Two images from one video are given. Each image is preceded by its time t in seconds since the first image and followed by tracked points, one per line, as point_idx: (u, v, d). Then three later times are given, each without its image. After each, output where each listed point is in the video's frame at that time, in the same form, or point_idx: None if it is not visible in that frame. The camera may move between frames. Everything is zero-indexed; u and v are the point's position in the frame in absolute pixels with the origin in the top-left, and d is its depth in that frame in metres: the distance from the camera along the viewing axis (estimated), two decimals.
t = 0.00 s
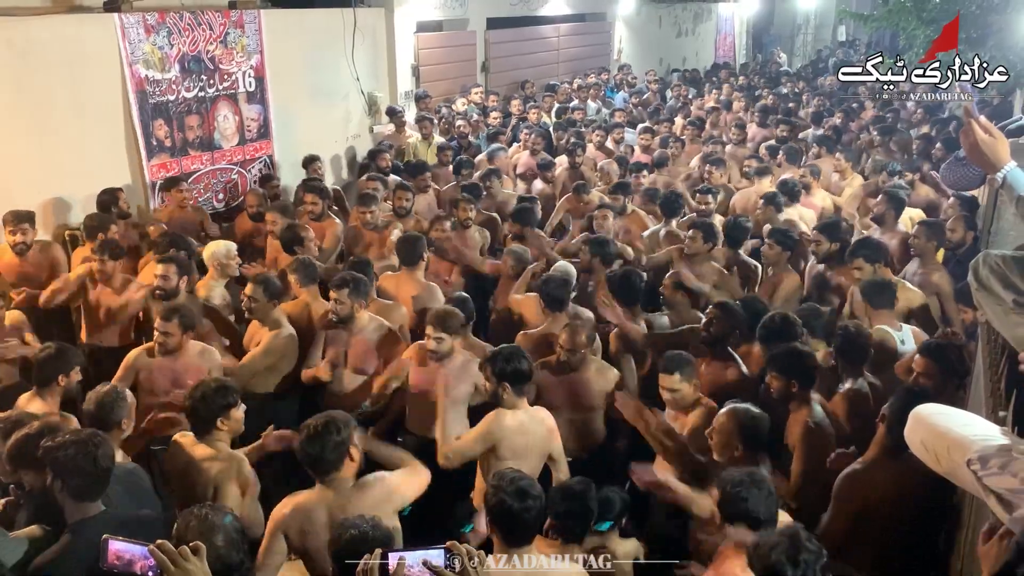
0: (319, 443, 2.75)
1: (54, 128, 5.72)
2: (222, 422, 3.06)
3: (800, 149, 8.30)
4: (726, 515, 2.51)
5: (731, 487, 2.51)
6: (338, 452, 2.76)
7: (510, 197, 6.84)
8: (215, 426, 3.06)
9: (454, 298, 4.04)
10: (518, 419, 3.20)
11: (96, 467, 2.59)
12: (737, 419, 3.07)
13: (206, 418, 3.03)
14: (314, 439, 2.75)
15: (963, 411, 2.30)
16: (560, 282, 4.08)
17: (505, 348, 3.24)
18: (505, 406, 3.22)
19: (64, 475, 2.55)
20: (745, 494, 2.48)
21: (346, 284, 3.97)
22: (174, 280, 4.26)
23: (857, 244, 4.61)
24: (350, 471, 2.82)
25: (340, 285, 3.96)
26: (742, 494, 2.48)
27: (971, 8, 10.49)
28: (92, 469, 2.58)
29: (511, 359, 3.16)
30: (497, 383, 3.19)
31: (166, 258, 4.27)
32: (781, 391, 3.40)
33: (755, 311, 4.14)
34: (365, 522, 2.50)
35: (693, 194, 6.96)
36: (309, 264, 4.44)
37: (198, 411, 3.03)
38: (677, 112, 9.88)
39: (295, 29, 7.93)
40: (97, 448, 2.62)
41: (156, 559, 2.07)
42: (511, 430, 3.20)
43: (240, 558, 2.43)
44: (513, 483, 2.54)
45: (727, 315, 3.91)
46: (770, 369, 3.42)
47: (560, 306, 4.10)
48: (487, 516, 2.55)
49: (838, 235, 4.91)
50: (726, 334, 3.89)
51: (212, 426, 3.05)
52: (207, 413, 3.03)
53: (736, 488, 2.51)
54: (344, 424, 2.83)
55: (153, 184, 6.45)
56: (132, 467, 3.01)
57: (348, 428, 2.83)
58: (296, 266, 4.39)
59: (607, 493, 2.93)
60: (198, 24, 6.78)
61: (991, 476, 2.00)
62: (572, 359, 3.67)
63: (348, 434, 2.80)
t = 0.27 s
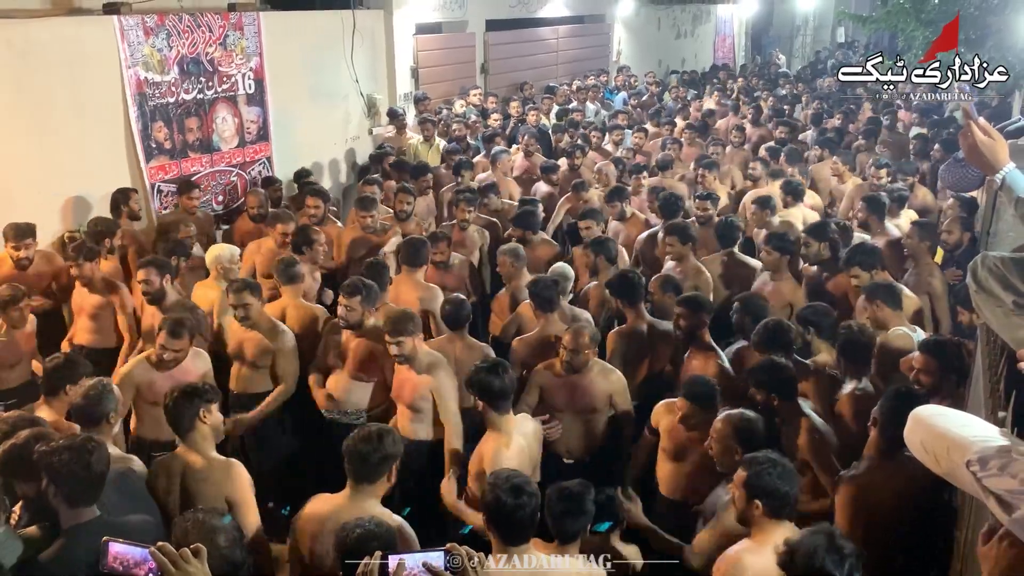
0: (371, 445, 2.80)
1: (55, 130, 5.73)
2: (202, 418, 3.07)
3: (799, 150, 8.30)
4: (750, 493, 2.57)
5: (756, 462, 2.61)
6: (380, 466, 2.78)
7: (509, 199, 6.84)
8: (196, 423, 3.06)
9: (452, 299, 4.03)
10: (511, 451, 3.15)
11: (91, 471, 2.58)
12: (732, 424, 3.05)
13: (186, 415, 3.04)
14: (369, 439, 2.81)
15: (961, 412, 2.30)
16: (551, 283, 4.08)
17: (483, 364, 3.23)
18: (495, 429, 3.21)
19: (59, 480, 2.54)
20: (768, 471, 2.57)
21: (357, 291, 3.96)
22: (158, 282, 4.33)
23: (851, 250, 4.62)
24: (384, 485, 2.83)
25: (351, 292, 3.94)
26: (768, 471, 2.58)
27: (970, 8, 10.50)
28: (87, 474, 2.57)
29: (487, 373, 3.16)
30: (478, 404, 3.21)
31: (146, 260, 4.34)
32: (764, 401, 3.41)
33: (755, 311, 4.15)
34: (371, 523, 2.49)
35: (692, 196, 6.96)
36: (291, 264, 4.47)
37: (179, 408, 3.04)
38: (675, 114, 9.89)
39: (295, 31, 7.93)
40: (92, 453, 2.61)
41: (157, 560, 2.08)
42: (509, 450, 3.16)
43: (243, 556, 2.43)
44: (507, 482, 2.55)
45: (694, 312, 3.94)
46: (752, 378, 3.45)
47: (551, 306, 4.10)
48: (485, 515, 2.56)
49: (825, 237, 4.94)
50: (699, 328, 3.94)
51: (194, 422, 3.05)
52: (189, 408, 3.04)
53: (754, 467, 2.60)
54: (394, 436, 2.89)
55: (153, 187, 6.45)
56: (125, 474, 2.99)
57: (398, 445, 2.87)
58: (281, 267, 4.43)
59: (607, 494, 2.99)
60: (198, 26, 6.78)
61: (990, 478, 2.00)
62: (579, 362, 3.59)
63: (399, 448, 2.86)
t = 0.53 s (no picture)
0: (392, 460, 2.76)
1: (55, 131, 5.73)
2: (196, 425, 3.05)
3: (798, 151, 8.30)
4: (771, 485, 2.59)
5: (779, 457, 2.62)
6: (403, 476, 2.76)
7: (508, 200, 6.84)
8: (191, 430, 3.04)
9: (453, 300, 4.03)
10: (501, 463, 3.16)
11: (82, 480, 2.57)
12: (732, 411, 3.02)
13: (179, 425, 3.00)
14: (390, 453, 2.76)
15: (959, 412, 2.29)
16: (551, 284, 4.09)
17: (468, 373, 3.20)
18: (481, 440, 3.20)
19: (50, 488, 2.53)
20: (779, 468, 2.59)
21: (370, 295, 3.92)
22: (153, 277, 4.37)
23: (863, 249, 4.60)
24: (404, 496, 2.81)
25: (363, 296, 3.90)
26: (789, 466, 2.60)
27: (969, 9, 10.51)
28: (78, 482, 2.57)
29: (475, 385, 3.12)
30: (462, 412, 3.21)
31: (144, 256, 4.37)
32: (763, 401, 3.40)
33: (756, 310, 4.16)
34: (379, 526, 2.50)
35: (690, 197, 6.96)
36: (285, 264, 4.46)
37: (170, 419, 2.99)
38: (674, 115, 9.89)
39: (293, 32, 7.93)
40: (83, 460, 2.60)
41: (157, 564, 2.07)
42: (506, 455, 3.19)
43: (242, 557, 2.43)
44: (510, 485, 2.54)
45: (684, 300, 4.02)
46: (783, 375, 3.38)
47: (551, 307, 4.10)
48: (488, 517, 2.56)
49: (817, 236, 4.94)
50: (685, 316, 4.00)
51: (188, 430, 3.03)
52: (182, 418, 3.00)
53: (778, 461, 2.61)
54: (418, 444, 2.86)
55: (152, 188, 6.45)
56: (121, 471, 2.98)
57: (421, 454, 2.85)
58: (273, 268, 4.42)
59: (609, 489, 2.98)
60: (197, 28, 6.79)
61: (988, 479, 1.99)
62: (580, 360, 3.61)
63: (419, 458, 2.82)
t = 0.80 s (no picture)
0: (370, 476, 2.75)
1: (55, 130, 5.74)
2: (202, 432, 3.02)
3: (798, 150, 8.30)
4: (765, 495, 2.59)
5: (775, 468, 2.61)
6: (379, 493, 2.75)
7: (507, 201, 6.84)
8: (196, 438, 3.01)
9: (460, 301, 4.04)
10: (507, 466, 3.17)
11: (74, 487, 2.55)
12: (729, 418, 3.02)
13: (186, 435, 2.98)
14: (373, 467, 2.77)
15: (959, 413, 2.29)
16: (554, 285, 4.08)
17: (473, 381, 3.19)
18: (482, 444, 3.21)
19: (41, 496, 2.52)
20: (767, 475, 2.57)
21: (370, 296, 3.89)
22: (158, 279, 4.39)
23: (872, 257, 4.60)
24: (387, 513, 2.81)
25: (364, 297, 3.88)
26: (782, 475, 2.59)
27: (969, 9, 10.51)
28: (70, 490, 2.55)
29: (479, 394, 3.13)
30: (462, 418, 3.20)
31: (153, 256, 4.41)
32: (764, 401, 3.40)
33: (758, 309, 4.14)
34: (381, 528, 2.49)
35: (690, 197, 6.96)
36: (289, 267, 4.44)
37: (175, 430, 2.97)
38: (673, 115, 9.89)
39: (293, 33, 7.93)
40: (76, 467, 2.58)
41: (159, 566, 2.07)
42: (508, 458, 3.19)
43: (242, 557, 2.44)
44: (521, 484, 2.54)
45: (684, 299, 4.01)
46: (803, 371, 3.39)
47: (553, 307, 4.10)
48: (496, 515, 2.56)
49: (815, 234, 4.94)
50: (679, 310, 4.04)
51: (193, 437, 3.00)
52: (186, 428, 2.97)
53: (775, 471, 2.60)
54: (397, 461, 2.85)
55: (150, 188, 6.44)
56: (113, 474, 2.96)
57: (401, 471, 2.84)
58: (275, 269, 4.42)
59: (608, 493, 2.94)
60: (197, 29, 6.79)
61: (988, 478, 1.99)
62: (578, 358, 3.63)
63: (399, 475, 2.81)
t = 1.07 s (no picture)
0: (334, 458, 2.76)
1: (55, 130, 5.74)
2: (248, 440, 3.08)
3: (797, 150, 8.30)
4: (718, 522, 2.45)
5: (716, 492, 2.49)
6: (349, 473, 2.75)
7: (506, 201, 6.84)
8: (240, 443, 3.07)
9: (473, 300, 4.05)
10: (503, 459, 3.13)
11: (64, 494, 2.53)
12: (723, 420, 3.06)
13: (232, 436, 3.04)
14: (332, 452, 2.77)
15: (959, 412, 2.28)
16: (557, 284, 4.08)
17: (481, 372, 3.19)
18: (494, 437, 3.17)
19: (27, 504, 2.50)
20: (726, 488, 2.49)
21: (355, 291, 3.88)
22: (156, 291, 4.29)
23: (871, 261, 4.59)
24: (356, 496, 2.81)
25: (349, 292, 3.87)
26: (728, 497, 2.46)
27: (968, 9, 10.52)
28: (61, 498, 2.52)
29: (490, 384, 3.12)
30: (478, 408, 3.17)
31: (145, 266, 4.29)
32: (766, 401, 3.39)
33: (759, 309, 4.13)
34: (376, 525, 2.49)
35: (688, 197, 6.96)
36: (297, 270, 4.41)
37: (228, 427, 3.04)
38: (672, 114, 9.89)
39: (292, 33, 7.92)
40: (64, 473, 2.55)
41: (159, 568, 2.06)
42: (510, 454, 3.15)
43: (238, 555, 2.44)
44: (525, 476, 2.56)
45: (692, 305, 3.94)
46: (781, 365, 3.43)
47: (557, 306, 4.10)
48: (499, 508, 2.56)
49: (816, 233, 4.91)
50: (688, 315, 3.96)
51: (237, 442, 3.06)
52: (237, 429, 3.04)
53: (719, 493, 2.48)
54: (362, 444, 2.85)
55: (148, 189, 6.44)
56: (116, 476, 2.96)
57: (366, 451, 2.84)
58: (287, 270, 4.40)
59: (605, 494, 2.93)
60: (196, 29, 6.79)
61: (987, 478, 1.99)
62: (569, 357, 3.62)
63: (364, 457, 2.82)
